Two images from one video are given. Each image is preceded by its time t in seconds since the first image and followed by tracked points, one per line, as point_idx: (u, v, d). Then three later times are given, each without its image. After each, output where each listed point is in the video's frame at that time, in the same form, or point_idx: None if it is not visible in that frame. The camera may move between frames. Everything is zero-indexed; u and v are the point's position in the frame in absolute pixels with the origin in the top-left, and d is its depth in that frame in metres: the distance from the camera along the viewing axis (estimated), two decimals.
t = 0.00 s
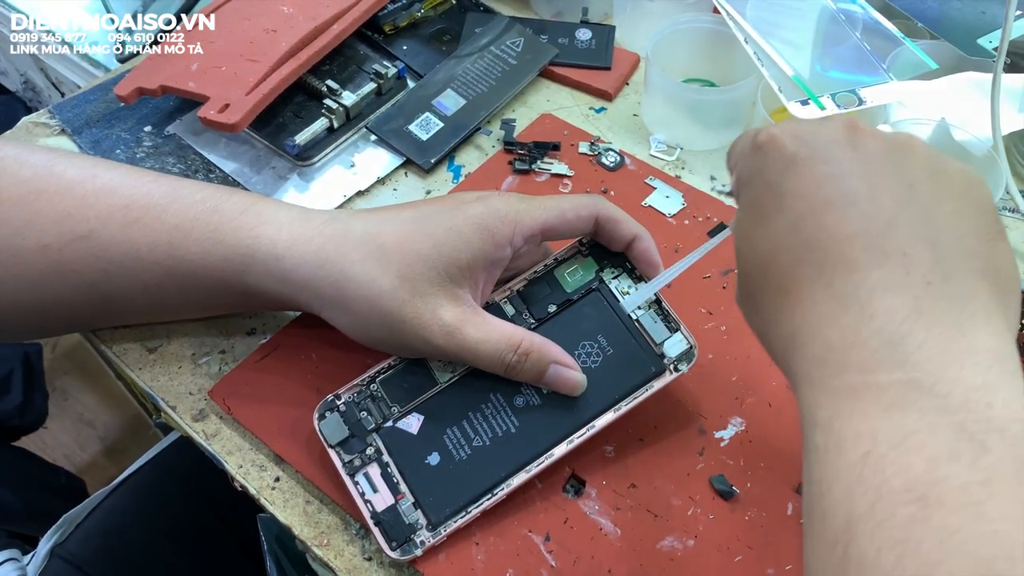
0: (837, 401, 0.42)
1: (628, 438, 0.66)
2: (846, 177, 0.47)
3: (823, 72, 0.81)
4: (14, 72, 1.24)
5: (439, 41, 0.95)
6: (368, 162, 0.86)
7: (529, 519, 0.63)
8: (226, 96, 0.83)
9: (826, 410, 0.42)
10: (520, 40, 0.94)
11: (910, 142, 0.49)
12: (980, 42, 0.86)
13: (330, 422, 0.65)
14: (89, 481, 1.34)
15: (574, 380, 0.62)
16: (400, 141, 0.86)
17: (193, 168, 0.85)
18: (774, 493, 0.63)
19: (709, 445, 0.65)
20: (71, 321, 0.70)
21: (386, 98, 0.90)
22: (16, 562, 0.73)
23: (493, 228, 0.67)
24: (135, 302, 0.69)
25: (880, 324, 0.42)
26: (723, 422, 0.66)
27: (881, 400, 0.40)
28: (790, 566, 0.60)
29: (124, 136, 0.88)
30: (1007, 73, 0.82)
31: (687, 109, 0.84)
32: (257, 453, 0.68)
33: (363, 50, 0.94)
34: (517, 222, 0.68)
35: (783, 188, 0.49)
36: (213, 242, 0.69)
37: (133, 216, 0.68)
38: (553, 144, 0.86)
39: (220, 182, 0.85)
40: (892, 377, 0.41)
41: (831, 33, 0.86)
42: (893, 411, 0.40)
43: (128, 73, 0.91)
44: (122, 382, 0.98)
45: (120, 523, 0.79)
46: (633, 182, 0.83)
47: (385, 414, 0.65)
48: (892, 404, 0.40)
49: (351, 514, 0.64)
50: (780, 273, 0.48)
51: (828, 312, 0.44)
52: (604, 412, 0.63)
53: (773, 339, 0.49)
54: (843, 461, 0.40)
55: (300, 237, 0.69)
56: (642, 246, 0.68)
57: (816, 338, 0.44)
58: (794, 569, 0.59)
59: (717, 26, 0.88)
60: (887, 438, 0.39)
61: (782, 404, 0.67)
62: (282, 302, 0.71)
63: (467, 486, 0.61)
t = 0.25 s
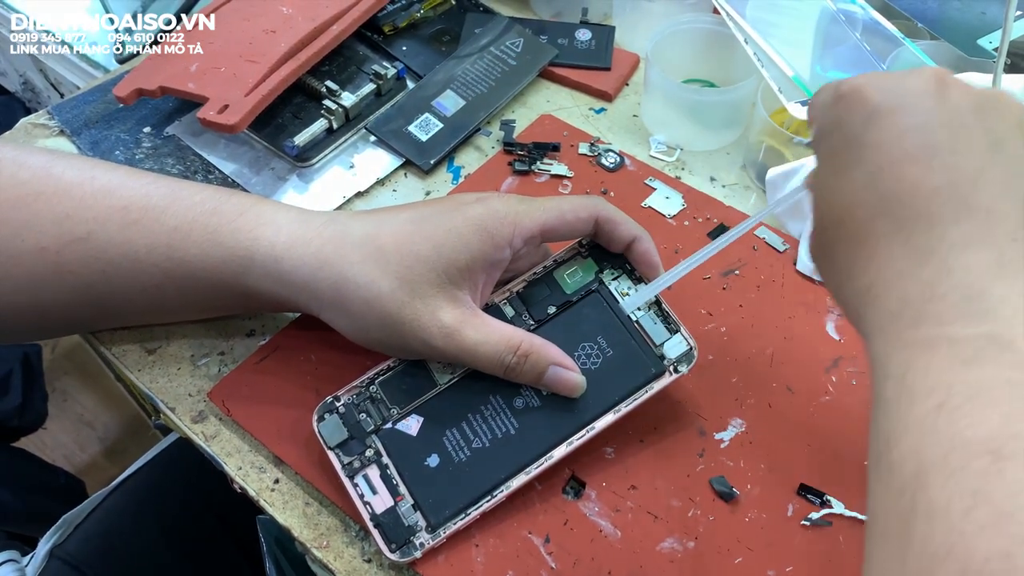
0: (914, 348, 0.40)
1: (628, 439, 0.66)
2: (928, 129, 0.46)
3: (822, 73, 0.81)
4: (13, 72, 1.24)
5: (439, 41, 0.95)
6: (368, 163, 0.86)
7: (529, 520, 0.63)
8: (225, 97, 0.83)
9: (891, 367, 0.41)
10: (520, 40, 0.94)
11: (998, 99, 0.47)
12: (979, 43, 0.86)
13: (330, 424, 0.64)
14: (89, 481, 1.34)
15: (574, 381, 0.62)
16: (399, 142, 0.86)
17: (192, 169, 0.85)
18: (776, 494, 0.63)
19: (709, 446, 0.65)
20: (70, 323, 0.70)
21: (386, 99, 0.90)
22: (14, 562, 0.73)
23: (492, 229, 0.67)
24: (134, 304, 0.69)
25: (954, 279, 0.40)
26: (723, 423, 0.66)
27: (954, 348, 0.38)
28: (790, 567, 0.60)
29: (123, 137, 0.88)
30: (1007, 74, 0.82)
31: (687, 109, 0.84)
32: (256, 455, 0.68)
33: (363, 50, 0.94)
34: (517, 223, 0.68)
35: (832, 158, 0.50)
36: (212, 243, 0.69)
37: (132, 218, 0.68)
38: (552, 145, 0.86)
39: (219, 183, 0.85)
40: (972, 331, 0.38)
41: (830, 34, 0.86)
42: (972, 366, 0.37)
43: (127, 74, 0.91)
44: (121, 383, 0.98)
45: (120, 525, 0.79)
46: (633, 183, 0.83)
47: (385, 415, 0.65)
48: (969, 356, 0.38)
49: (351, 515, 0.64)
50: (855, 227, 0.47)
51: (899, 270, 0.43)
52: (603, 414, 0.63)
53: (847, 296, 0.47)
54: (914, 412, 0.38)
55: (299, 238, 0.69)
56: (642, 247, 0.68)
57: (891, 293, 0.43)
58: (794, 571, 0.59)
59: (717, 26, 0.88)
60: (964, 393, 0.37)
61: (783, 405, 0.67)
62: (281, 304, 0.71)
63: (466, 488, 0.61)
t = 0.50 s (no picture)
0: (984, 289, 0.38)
1: (630, 438, 0.66)
2: (1016, 78, 0.43)
3: (824, 72, 0.81)
4: (13, 72, 1.24)
5: (440, 41, 0.95)
6: (369, 162, 0.86)
7: (531, 520, 0.62)
8: (226, 96, 0.83)
9: (956, 314, 0.38)
10: (521, 39, 0.93)
11: None
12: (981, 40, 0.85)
13: (331, 423, 0.64)
14: (90, 481, 1.34)
15: (576, 381, 0.62)
16: (400, 141, 0.86)
17: (193, 168, 0.85)
18: (778, 493, 0.63)
19: (711, 446, 0.65)
20: (71, 323, 0.70)
21: (387, 98, 0.90)
22: (15, 562, 0.71)
23: (493, 229, 0.67)
24: (135, 304, 0.69)
25: None
26: (725, 423, 0.66)
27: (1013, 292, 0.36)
28: (792, 567, 0.59)
29: (123, 136, 0.88)
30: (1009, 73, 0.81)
31: (689, 108, 0.84)
32: (257, 454, 0.68)
33: (364, 50, 0.93)
34: (519, 223, 0.68)
35: (907, 108, 0.48)
36: (212, 243, 0.69)
37: (132, 218, 0.68)
38: (553, 144, 0.86)
39: (220, 183, 0.84)
40: None
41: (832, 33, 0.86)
42: None
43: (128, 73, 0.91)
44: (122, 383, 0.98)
45: (121, 525, 0.79)
46: (635, 182, 0.83)
47: (386, 415, 0.65)
48: None
49: (353, 515, 0.63)
50: (927, 175, 0.44)
51: (972, 218, 0.40)
52: (605, 413, 0.63)
53: (916, 248, 0.44)
54: (981, 358, 0.35)
55: (300, 237, 0.69)
56: (644, 247, 0.68)
57: (963, 239, 0.40)
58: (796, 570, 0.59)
59: (718, 25, 0.88)
60: None
61: (785, 404, 0.67)
62: (282, 303, 0.71)
63: (468, 488, 0.61)
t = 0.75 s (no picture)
0: None
1: (631, 437, 0.66)
2: None
3: (826, 69, 0.81)
4: (14, 70, 1.23)
5: (441, 39, 0.95)
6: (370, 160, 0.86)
7: (532, 518, 0.62)
8: (227, 94, 0.83)
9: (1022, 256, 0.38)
10: (523, 37, 0.93)
11: None
12: (983, 40, 0.86)
13: (329, 423, 0.64)
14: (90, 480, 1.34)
15: (576, 383, 0.62)
16: (402, 139, 0.86)
17: (194, 166, 0.85)
18: (781, 491, 0.62)
19: (713, 445, 0.65)
20: (73, 321, 0.69)
21: (388, 96, 0.90)
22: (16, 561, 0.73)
23: (495, 228, 0.67)
24: (136, 303, 0.69)
25: None
26: (727, 422, 0.66)
27: None
28: (794, 565, 0.59)
29: (124, 134, 0.88)
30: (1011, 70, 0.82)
31: (691, 108, 0.84)
32: (259, 452, 0.68)
33: (365, 48, 0.93)
34: (521, 223, 0.68)
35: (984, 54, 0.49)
36: (214, 241, 0.69)
37: (133, 217, 0.68)
38: (556, 141, 0.86)
39: (221, 181, 0.84)
40: None
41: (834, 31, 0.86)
42: None
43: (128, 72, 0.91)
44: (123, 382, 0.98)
45: (122, 523, 0.79)
46: (637, 181, 0.83)
47: (385, 415, 0.65)
48: None
49: (353, 513, 0.63)
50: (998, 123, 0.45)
51: None
52: (604, 416, 0.63)
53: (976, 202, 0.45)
54: None
55: (301, 235, 0.69)
56: (645, 249, 0.67)
57: None
58: (799, 569, 0.59)
59: (719, 23, 0.88)
60: None
61: (787, 402, 0.67)
62: (284, 302, 0.71)
63: (466, 488, 0.61)
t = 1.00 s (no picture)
0: None
1: (633, 438, 0.66)
2: None
3: (828, 69, 0.81)
4: (15, 69, 1.24)
5: (443, 38, 0.95)
6: (372, 161, 0.86)
7: (534, 519, 0.62)
8: (229, 94, 0.83)
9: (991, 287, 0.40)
10: (524, 37, 0.93)
11: None
12: (984, 39, 0.85)
13: (332, 423, 0.64)
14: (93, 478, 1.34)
15: (577, 384, 0.62)
16: (403, 139, 0.86)
17: (196, 166, 0.85)
18: (782, 491, 0.63)
19: (715, 445, 0.65)
20: (76, 322, 0.70)
21: (390, 96, 0.90)
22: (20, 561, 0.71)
23: (497, 228, 0.67)
24: (138, 304, 0.70)
25: None
26: (729, 422, 0.66)
27: None
28: (796, 566, 0.59)
29: (126, 134, 0.88)
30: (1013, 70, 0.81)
31: (693, 108, 0.84)
32: (261, 453, 0.68)
33: (367, 48, 0.93)
34: (524, 224, 0.68)
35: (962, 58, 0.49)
36: (216, 242, 0.69)
37: (135, 218, 0.68)
38: (557, 141, 0.86)
39: (223, 181, 0.84)
40: None
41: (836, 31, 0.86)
42: None
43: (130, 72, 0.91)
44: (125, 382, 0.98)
45: (125, 523, 0.79)
46: (639, 181, 0.83)
47: (388, 415, 0.65)
48: None
49: (356, 513, 0.63)
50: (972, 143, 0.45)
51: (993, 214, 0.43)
52: (606, 417, 0.63)
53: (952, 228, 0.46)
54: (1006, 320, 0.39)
55: (303, 236, 0.69)
56: (648, 250, 0.68)
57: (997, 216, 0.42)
58: (801, 569, 0.59)
59: (721, 23, 0.88)
60: None
61: (789, 403, 0.67)
62: (286, 302, 0.71)
63: (468, 489, 0.61)
